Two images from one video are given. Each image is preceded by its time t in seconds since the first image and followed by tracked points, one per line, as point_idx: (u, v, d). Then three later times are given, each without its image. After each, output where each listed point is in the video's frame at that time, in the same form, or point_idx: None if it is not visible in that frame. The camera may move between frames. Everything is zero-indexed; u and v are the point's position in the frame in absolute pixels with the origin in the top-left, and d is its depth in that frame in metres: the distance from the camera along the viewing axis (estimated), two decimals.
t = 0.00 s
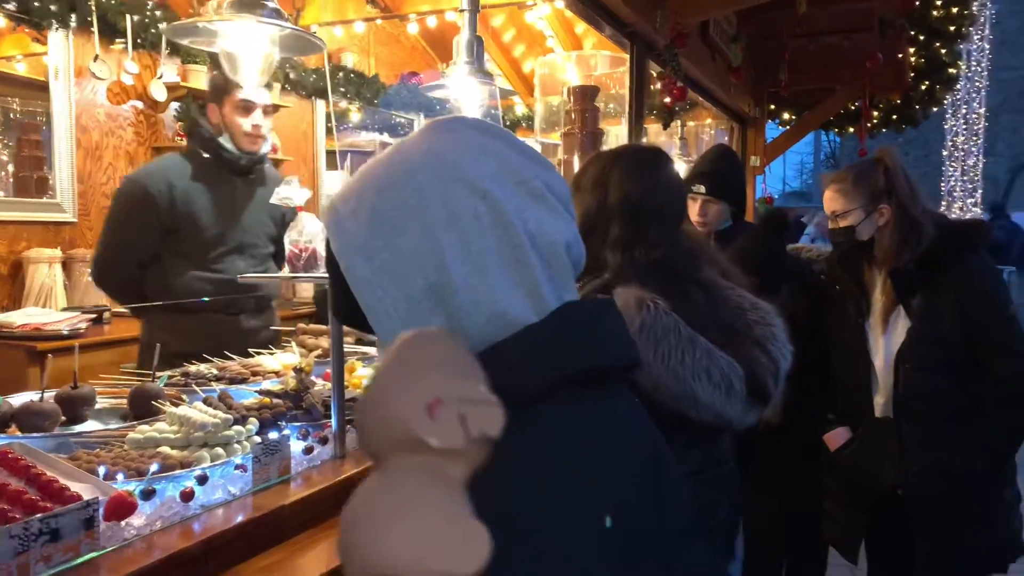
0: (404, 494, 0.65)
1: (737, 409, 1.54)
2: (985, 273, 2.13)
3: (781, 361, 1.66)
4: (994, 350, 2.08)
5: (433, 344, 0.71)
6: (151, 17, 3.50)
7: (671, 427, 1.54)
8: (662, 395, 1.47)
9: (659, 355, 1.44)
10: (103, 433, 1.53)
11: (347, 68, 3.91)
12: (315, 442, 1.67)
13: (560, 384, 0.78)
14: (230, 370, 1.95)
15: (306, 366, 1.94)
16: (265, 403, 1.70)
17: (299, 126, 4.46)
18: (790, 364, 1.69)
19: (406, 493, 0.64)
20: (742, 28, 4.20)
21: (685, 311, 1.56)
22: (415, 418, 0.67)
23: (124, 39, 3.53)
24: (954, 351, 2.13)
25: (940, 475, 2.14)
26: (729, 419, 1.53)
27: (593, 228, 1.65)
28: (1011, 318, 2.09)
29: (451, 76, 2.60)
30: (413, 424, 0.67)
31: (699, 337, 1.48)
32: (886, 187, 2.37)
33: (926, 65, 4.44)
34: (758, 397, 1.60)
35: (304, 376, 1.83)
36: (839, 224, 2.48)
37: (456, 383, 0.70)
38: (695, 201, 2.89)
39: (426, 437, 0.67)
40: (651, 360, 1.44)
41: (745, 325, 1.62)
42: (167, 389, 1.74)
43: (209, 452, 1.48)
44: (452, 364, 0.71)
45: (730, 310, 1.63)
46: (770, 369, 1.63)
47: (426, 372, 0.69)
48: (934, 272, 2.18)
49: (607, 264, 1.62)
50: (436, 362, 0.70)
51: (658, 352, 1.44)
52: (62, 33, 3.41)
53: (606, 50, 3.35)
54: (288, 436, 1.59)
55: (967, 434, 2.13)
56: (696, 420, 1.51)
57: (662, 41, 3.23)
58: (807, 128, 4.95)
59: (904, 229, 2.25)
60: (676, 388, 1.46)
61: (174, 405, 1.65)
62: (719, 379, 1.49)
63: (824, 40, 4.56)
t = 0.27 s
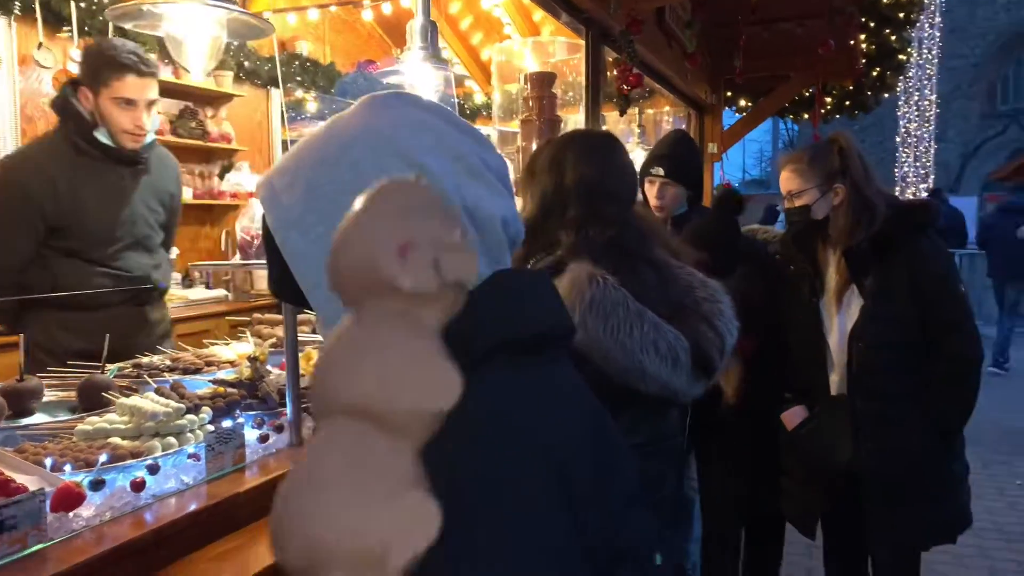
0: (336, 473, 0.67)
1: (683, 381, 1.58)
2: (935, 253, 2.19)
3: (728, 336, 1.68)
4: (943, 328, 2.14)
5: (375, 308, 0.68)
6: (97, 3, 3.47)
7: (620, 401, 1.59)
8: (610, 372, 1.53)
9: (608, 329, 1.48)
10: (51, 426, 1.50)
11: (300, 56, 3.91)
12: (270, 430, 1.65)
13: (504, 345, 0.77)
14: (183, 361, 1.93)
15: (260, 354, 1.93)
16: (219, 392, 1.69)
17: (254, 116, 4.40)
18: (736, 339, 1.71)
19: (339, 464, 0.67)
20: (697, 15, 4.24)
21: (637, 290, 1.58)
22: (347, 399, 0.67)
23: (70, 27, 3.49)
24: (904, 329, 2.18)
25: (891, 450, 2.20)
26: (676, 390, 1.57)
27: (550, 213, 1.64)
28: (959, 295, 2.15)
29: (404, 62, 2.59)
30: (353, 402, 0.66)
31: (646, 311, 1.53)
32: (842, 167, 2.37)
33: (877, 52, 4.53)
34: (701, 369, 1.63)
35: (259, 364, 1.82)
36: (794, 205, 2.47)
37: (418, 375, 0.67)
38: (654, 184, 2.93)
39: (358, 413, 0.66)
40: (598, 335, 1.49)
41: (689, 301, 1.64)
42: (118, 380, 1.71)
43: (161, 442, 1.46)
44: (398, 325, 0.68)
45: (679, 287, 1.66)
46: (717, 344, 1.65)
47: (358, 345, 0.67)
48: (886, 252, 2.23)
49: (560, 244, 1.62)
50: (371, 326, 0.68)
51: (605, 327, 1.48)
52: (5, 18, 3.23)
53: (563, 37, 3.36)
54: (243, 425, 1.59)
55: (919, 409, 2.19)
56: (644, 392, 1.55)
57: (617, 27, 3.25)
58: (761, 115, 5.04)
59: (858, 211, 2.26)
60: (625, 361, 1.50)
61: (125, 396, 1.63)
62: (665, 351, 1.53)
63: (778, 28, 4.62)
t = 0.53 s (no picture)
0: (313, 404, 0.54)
1: (643, 381, 1.63)
2: (894, 253, 2.24)
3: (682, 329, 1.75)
4: (901, 326, 2.19)
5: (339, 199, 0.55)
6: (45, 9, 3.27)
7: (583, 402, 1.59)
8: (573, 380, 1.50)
9: (572, 333, 1.50)
10: None
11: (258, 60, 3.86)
12: (230, 444, 1.63)
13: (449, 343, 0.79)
14: (139, 374, 1.90)
15: (219, 366, 1.90)
16: (177, 405, 1.66)
17: (211, 121, 4.30)
18: (688, 333, 1.77)
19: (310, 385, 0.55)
20: (656, 18, 4.28)
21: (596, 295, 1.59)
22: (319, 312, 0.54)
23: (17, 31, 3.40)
24: (864, 327, 2.22)
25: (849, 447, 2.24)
26: (637, 389, 1.61)
27: (512, 217, 1.60)
28: (917, 295, 2.20)
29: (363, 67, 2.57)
30: (338, 316, 0.54)
31: (608, 315, 1.55)
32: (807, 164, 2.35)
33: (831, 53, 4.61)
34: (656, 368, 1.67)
35: (217, 376, 1.80)
36: (759, 202, 2.44)
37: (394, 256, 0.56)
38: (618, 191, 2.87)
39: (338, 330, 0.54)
40: (566, 341, 1.50)
41: (644, 301, 1.68)
42: (71, 396, 1.67)
43: (117, 459, 1.43)
44: (369, 219, 0.55)
45: (635, 292, 1.68)
46: (672, 340, 1.71)
47: (328, 246, 0.54)
48: (848, 253, 2.25)
49: (522, 250, 1.59)
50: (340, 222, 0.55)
51: (573, 335, 1.50)
52: None
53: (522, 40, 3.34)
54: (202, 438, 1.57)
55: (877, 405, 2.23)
56: (607, 391, 1.57)
57: (576, 31, 3.27)
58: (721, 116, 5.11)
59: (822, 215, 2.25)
60: (588, 363, 1.52)
61: (79, 411, 1.59)
62: (627, 353, 1.57)
63: (735, 30, 4.68)
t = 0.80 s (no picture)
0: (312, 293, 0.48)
1: (611, 391, 1.66)
2: (866, 270, 2.27)
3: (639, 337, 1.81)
4: (871, 341, 2.23)
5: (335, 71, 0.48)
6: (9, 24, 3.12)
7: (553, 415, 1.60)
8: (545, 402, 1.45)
9: (542, 351, 1.48)
10: None
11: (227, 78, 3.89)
12: (199, 470, 1.58)
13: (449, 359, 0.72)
14: (106, 400, 1.87)
15: (188, 391, 1.88)
16: (145, 432, 1.64)
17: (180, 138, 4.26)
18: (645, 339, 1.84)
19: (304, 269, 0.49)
20: (625, 36, 4.33)
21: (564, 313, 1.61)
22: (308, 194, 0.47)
23: None
24: (832, 342, 2.25)
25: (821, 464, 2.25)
26: (605, 400, 1.63)
27: (479, 238, 1.62)
28: (885, 311, 2.23)
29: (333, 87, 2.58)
30: (331, 198, 0.46)
31: (574, 328, 1.57)
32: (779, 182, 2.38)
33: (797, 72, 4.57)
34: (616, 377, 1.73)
35: (185, 401, 1.77)
36: (731, 218, 2.45)
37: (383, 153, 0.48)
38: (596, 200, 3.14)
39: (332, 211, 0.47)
40: (534, 356, 1.47)
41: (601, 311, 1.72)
42: (35, 424, 1.64)
43: (82, 489, 1.41)
44: (371, 114, 0.48)
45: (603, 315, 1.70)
46: (633, 349, 1.78)
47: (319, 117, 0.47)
48: (822, 268, 2.29)
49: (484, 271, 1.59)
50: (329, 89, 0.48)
51: (544, 352, 1.48)
52: None
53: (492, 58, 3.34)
54: (172, 464, 1.57)
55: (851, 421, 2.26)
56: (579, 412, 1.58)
57: (546, 50, 3.31)
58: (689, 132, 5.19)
59: (793, 235, 2.29)
60: (557, 378, 1.51)
61: (43, 440, 1.56)
62: (593, 365, 1.60)
63: (702, 47, 4.76)
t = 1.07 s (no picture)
0: (357, 276, 0.68)
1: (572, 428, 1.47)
2: (842, 296, 2.28)
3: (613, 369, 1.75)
4: (846, 367, 2.23)
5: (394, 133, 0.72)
6: None
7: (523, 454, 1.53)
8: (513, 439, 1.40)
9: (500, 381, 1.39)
10: None
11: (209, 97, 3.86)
12: (173, 500, 1.53)
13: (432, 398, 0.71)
14: (79, 427, 1.84)
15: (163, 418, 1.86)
16: (117, 461, 1.62)
17: (161, 158, 4.23)
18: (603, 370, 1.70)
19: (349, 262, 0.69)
20: (608, 59, 4.37)
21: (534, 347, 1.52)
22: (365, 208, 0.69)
23: None
24: (807, 368, 2.25)
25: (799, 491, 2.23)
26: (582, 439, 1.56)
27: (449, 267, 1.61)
28: (860, 337, 2.24)
29: (314, 109, 2.58)
30: (389, 201, 0.69)
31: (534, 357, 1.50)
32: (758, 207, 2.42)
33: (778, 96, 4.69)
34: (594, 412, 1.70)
35: (160, 430, 1.75)
36: (710, 239, 2.46)
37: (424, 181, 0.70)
38: (588, 220, 3.14)
39: (380, 218, 0.69)
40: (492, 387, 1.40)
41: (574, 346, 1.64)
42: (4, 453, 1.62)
43: (50, 522, 1.38)
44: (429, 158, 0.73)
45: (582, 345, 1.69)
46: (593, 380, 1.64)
47: (382, 155, 0.71)
48: (796, 293, 2.30)
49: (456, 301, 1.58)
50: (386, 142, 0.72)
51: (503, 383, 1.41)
52: None
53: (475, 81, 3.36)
54: (144, 496, 1.55)
55: (830, 449, 2.24)
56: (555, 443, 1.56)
57: (529, 73, 3.33)
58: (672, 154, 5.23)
59: (772, 257, 2.32)
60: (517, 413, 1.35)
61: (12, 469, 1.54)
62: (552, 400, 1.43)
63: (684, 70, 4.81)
